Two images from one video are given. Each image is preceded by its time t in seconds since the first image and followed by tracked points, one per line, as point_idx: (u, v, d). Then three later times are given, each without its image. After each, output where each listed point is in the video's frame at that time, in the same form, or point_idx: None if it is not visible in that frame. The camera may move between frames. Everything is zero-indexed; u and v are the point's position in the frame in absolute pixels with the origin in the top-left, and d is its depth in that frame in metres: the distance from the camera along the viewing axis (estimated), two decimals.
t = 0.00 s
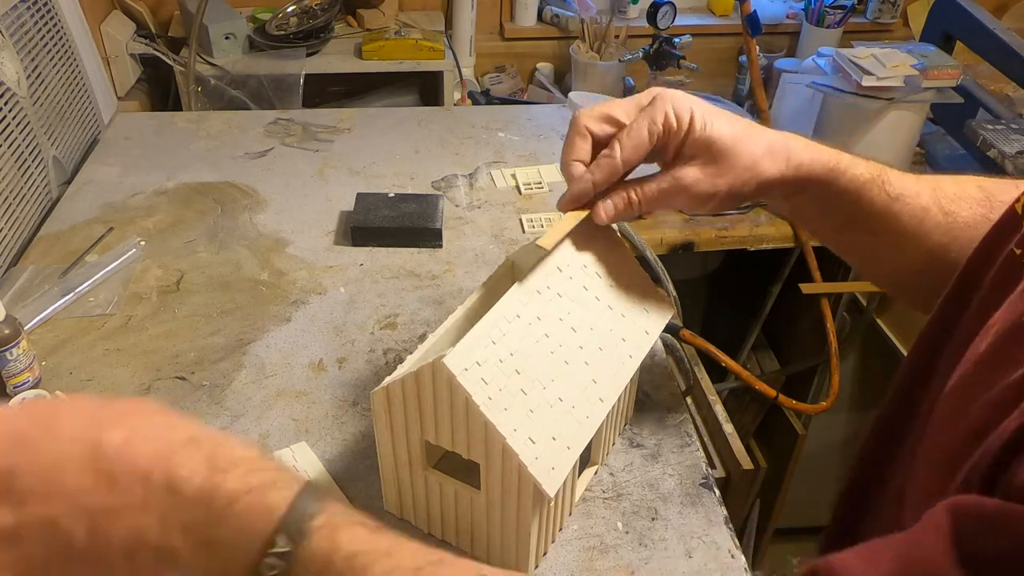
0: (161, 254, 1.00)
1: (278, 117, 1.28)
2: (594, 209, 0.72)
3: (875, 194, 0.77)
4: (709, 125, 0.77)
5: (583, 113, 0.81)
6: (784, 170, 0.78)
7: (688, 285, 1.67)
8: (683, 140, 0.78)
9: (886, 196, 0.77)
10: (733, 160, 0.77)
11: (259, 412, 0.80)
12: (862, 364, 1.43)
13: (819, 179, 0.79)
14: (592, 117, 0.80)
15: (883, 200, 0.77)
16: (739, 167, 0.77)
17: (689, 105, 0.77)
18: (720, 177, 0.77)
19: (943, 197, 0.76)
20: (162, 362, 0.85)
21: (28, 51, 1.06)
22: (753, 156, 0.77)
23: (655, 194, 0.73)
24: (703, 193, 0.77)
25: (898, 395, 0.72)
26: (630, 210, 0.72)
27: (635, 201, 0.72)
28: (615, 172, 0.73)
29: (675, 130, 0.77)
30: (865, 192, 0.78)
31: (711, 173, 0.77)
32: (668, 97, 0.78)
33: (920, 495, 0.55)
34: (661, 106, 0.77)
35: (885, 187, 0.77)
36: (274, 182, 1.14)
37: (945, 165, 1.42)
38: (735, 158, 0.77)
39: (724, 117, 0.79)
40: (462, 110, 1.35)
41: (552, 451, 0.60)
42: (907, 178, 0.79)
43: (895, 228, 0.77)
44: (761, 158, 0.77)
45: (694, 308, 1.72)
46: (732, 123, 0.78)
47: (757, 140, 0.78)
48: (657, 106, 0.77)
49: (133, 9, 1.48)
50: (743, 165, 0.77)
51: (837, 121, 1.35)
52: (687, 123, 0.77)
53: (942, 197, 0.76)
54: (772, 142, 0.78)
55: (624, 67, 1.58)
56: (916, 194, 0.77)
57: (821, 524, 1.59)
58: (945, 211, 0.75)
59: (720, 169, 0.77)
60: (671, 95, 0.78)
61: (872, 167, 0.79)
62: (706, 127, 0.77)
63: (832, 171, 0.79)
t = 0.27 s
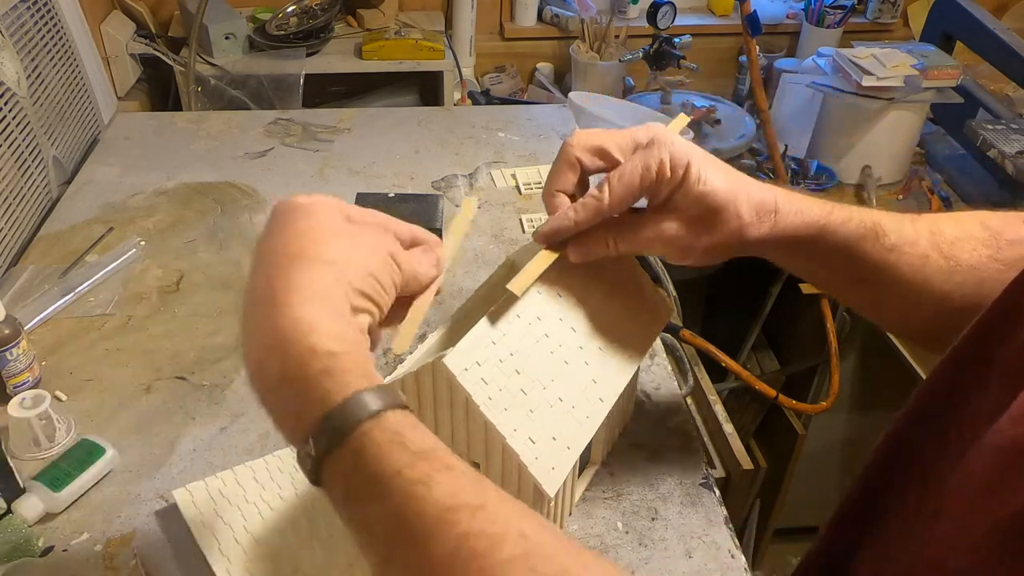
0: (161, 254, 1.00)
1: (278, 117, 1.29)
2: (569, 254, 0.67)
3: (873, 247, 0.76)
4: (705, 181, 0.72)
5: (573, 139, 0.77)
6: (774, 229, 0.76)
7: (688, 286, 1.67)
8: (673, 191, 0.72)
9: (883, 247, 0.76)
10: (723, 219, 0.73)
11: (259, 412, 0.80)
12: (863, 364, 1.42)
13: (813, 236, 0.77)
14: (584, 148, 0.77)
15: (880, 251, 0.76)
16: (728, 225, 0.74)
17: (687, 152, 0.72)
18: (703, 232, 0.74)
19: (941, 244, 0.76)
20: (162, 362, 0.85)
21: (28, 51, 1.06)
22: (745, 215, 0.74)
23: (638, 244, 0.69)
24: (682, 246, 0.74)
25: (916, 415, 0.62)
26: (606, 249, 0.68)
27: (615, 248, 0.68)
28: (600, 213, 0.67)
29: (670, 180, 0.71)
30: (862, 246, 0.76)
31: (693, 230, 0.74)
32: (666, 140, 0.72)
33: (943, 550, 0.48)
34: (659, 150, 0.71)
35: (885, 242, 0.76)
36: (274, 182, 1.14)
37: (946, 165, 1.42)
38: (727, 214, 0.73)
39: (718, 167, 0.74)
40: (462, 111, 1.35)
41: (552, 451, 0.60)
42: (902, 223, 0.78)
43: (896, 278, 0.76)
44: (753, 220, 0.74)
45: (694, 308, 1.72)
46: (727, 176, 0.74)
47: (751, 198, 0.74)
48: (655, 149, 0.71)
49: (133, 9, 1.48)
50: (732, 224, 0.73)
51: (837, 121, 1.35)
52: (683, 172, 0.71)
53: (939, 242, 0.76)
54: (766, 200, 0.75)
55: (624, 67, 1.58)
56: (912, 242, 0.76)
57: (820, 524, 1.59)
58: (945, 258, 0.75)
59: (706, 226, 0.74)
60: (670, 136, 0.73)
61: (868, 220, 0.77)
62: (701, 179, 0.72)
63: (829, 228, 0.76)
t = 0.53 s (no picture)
0: (161, 254, 1.00)
1: (278, 117, 1.29)
2: (553, 271, 0.67)
3: (873, 269, 0.77)
4: (696, 199, 0.70)
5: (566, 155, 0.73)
6: (761, 251, 0.75)
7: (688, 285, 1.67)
8: (660, 206, 0.70)
9: (883, 269, 0.76)
10: (709, 240, 0.72)
11: (259, 412, 0.80)
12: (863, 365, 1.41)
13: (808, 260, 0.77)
14: (580, 171, 0.72)
15: (880, 271, 0.77)
16: (713, 245, 0.72)
17: (681, 167, 0.69)
18: (686, 252, 0.72)
19: (946, 263, 0.77)
20: (163, 361, 0.85)
21: (28, 51, 1.06)
22: (733, 238, 0.72)
23: (622, 261, 0.68)
24: (664, 265, 0.72)
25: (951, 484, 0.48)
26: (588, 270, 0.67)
27: (598, 267, 0.67)
28: (584, 224, 0.69)
29: (659, 194, 0.69)
30: (861, 267, 0.77)
31: (676, 250, 0.72)
32: (659, 155, 0.69)
33: None
34: (651, 160, 0.69)
35: (885, 263, 0.77)
36: (274, 182, 1.14)
37: (946, 165, 1.41)
38: (713, 237, 0.71)
39: (710, 183, 0.72)
40: (462, 111, 1.35)
41: (552, 451, 0.60)
42: (904, 242, 0.78)
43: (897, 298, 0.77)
44: (740, 243, 0.73)
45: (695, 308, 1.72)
46: (719, 195, 0.72)
47: (740, 221, 0.72)
48: (646, 160, 0.69)
49: (133, 9, 1.48)
50: (717, 244, 0.72)
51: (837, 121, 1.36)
52: (674, 188, 0.69)
53: (944, 262, 0.77)
54: (755, 222, 0.74)
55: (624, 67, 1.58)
56: (914, 261, 0.77)
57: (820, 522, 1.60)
58: (950, 278, 0.76)
59: (691, 244, 0.72)
60: (662, 151, 0.70)
61: (868, 241, 0.78)
62: (692, 197, 0.70)
63: (825, 251, 0.77)
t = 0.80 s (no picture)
0: (161, 254, 1.00)
1: (278, 117, 1.29)
2: (549, 272, 0.68)
3: (876, 275, 0.77)
4: (693, 202, 0.69)
5: (565, 155, 0.74)
6: (761, 256, 0.74)
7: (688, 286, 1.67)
8: (655, 206, 0.70)
9: (887, 276, 0.77)
10: (707, 243, 0.71)
11: (259, 412, 0.80)
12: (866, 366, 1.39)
13: (808, 266, 0.77)
14: (576, 166, 0.73)
15: (884, 279, 0.77)
16: (712, 248, 0.71)
17: (678, 169, 0.69)
18: (684, 258, 0.71)
19: (953, 268, 0.78)
20: (163, 361, 0.85)
21: (28, 51, 1.06)
22: (729, 242, 0.71)
23: (618, 261, 0.68)
24: (661, 265, 0.70)
25: None
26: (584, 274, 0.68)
27: (592, 267, 0.68)
28: (582, 227, 0.69)
29: (654, 194, 0.69)
30: (864, 274, 0.77)
31: (674, 253, 0.70)
32: (655, 157, 0.70)
33: None
34: (647, 163, 0.69)
35: (889, 270, 0.77)
36: (274, 182, 1.14)
37: (946, 166, 1.41)
38: (710, 240, 0.71)
39: (707, 186, 0.71)
40: (462, 111, 1.35)
41: (552, 451, 0.60)
42: (910, 249, 0.79)
43: (902, 303, 0.77)
44: (737, 247, 0.72)
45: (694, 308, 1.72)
46: (717, 198, 0.71)
47: (738, 225, 0.72)
48: (642, 163, 0.69)
49: (133, 9, 1.48)
50: (715, 249, 0.71)
51: (837, 121, 1.36)
52: (669, 189, 0.69)
53: (952, 268, 0.78)
54: (754, 226, 0.73)
55: (624, 67, 1.58)
56: (921, 267, 0.78)
57: (820, 523, 1.60)
58: (958, 284, 0.77)
59: (688, 249, 0.71)
60: (658, 153, 0.70)
61: (872, 247, 0.78)
62: (689, 199, 0.69)
63: (826, 258, 0.77)
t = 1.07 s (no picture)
0: (160, 254, 1.00)
1: (278, 117, 1.29)
2: (540, 277, 0.67)
3: (876, 272, 0.76)
4: (681, 194, 0.69)
5: (555, 156, 0.76)
6: (756, 250, 0.74)
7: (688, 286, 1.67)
8: (645, 202, 0.69)
9: (887, 273, 0.76)
10: (700, 236, 0.70)
11: (259, 412, 0.80)
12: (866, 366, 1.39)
13: (807, 261, 0.76)
14: (564, 163, 0.75)
15: (884, 276, 0.76)
16: (706, 240, 0.71)
17: (667, 163, 0.69)
18: (678, 252, 0.70)
19: (953, 267, 0.78)
20: (163, 361, 0.85)
21: (28, 51, 1.06)
22: (723, 234, 0.71)
23: (611, 262, 0.67)
24: (658, 264, 0.69)
25: None
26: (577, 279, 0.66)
27: (584, 270, 0.66)
28: (573, 229, 0.68)
29: (642, 189, 0.69)
30: (864, 270, 0.77)
31: (668, 245, 0.69)
32: (643, 153, 0.70)
33: None
34: (634, 158, 0.69)
35: (889, 267, 0.77)
36: (274, 182, 1.14)
37: (946, 166, 1.41)
38: (704, 232, 0.70)
39: (697, 182, 0.71)
40: (462, 110, 1.35)
41: (552, 451, 0.60)
42: (910, 247, 0.78)
43: (902, 302, 0.77)
44: (731, 239, 0.72)
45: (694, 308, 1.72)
46: (708, 193, 0.71)
47: (730, 219, 0.72)
48: (630, 159, 0.69)
49: (133, 9, 1.48)
50: (708, 243, 0.71)
51: (837, 121, 1.36)
52: (657, 182, 0.69)
53: (953, 267, 0.78)
54: (747, 221, 0.73)
55: (624, 67, 1.58)
56: (921, 266, 0.77)
57: (820, 522, 1.60)
58: (958, 283, 0.77)
59: (680, 244, 0.70)
60: (646, 147, 0.70)
61: (871, 243, 0.77)
62: (678, 192, 0.69)
63: (825, 253, 0.76)
